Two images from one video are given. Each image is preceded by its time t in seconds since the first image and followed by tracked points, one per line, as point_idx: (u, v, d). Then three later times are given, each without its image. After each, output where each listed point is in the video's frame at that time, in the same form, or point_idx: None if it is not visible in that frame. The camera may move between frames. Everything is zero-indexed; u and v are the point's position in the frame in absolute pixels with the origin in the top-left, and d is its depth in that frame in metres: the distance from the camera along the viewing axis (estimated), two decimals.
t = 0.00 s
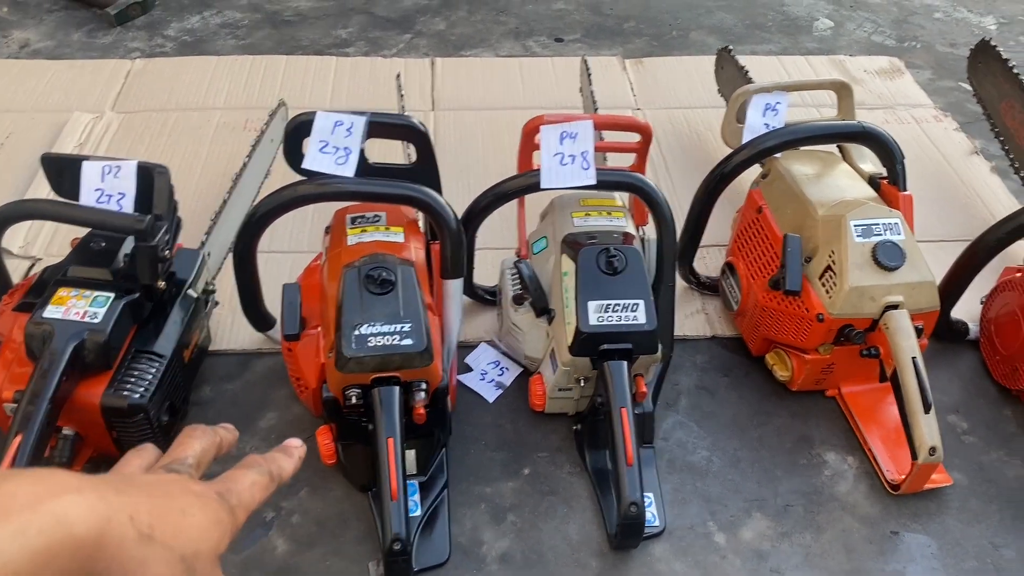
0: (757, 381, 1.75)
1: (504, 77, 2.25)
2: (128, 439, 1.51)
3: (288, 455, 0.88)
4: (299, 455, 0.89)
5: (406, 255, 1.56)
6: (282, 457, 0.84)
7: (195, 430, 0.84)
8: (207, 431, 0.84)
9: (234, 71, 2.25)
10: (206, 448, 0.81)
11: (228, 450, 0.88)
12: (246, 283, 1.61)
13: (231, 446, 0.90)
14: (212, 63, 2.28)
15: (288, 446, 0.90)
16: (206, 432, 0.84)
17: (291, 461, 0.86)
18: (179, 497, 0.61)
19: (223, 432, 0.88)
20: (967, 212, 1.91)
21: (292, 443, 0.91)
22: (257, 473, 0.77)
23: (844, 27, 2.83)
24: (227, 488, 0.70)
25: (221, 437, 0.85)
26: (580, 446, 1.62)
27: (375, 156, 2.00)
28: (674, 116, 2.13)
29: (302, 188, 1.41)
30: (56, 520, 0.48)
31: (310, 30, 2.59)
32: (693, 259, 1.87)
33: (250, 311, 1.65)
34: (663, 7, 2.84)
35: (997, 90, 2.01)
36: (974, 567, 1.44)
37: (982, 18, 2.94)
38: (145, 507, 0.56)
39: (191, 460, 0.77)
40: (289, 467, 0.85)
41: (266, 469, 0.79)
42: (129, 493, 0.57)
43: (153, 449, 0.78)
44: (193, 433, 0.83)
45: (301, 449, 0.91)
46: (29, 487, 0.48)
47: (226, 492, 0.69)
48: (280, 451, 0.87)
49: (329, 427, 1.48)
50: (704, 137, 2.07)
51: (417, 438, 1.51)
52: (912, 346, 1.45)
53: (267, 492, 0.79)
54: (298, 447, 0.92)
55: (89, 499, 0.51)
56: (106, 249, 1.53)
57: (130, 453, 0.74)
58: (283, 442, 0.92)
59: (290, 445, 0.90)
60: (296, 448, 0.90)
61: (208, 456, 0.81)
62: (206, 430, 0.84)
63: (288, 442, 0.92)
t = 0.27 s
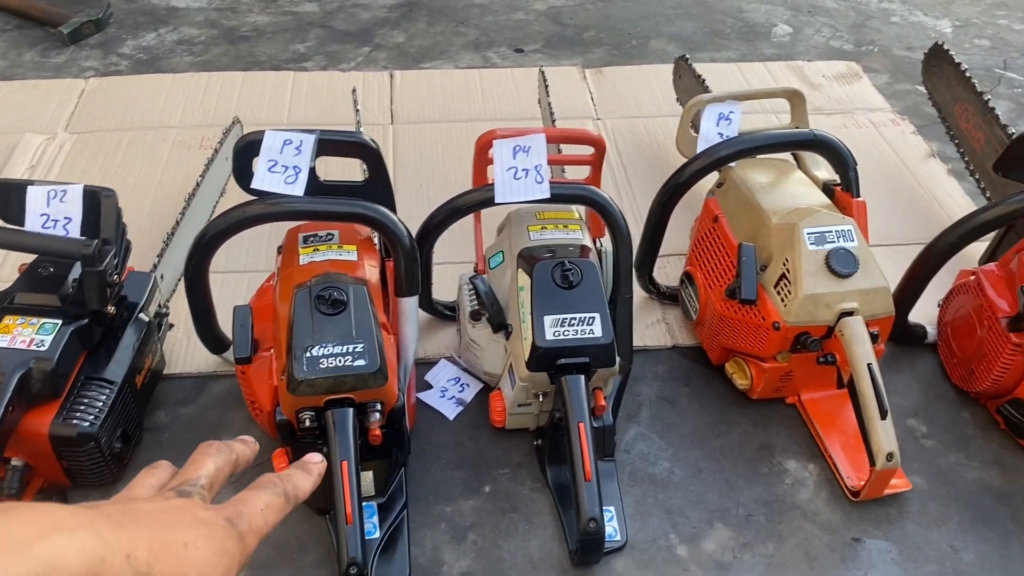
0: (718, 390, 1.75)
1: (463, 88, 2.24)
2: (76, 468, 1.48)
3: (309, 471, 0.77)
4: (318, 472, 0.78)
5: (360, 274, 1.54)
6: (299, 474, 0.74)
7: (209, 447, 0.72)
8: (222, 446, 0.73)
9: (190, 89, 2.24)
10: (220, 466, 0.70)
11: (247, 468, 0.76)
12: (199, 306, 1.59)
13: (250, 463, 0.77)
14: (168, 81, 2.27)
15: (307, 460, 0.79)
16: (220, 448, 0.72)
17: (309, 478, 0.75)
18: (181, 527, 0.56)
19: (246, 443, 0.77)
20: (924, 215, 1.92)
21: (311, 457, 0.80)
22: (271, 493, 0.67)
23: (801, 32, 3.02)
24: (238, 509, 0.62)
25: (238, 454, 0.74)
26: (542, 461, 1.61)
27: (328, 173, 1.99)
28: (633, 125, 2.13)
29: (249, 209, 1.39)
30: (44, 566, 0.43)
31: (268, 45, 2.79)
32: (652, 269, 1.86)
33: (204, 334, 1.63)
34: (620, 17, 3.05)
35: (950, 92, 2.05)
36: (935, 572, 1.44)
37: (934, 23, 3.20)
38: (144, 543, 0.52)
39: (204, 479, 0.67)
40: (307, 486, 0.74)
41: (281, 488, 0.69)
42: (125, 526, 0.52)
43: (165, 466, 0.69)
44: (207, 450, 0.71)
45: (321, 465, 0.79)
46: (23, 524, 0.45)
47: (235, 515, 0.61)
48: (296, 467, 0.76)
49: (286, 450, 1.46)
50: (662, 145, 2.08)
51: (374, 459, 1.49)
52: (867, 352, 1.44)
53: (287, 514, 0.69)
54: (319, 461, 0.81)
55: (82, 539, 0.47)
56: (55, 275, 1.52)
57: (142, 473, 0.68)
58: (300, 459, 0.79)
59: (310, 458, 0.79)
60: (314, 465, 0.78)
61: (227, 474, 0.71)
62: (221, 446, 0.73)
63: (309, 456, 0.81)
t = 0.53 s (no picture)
0: (693, 392, 1.77)
1: (437, 96, 2.26)
2: (49, 484, 1.47)
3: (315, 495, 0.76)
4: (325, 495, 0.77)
5: (333, 283, 1.54)
6: (304, 496, 0.73)
7: (216, 466, 0.72)
8: (229, 466, 0.73)
9: (163, 101, 2.24)
10: (226, 486, 0.70)
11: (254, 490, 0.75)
12: (172, 318, 1.58)
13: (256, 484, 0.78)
14: (141, 93, 2.27)
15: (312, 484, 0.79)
16: (228, 468, 0.72)
17: (314, 503, 0.73)
18: (184, 543, 0.53)
19: (251, 468, 0.76)
20: (895, 215, 1.95)
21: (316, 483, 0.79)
22: (276, 513, 0.65)
23: (773, 36, 3.14)
24: (243, 527, 0.60)
25: (244, 475, 0.73)
26: (519, 467, 1.61)
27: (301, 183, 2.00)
28: (607, 131, 2.15)
29: (219, 220, 1.38)
30: None
31: (241, 55, 2.82)
32: (627, 274, 1.88)
33: (178, 347, 1.62)
34: (593, 23, 3.15)
35: (919, 94, 2.08)
36: (910, 568, 1.45)
37: (904, 23, 3.35)
38: (148, 558, 0.49)
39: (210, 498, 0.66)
40: (313, 507, 0.73)
41: (286, 508, 0.67)
42: (128, 542, 0.49)
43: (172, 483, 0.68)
44: (214, 470, 0.71)
45: (327, 489, 0.79)
46: (21, 539, 0.42)
47: (240, 534, 0.58)
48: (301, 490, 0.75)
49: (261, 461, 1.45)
50: (635, 150, 2.09)
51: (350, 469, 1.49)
52: (839, 352, 1.45)
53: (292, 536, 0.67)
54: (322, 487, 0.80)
55: (84, 552, 0.44)
56: (25, 289, 1.47)
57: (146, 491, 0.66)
58: (308, 482, 0.81)
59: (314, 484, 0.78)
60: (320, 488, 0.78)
61: (232, 495, 0.69)
62: (229, 466, 0.73)
63: (315, 481, 0.81)
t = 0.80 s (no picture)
0: (677, 396, 1.77)
1: (420, 102, 2.26)
2: (30, 498, 1.45)
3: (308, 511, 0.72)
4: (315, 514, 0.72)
5: (315, 291, 1.53)
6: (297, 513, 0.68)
7: (207, 483, 0.67)
8: (221, 484, 0.68)
9: (145, 110, 2.23)
10: (219, 503, 0.64)
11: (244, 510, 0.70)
12: (154, 329, 1.57)
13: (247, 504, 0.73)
14: (122, 102, 2.26)
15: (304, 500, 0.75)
16: (219, 485, 0.67)
17: (307, 520, 0.70)
18: (173, 559, 0.50)
19: (243, 484, 0.72)
20: (876, 216, 1.96)
21: (309, 499, 0.75)
22: (268, 530, 0.61)
23: (755, 39, 3.16)
24: (233, 545, 0.56)
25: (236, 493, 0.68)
26: (504, 473, 1.60)
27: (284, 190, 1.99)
28: (590, 135, 2.16)
29: (199, 229, 1.37)
30: None
31: (224, 63, 2.82)
32: (611, 278, 1.88)
33: (161, 357, 1.61)
34: (576, 28, 3.16)
35: (899, 95, 2.10)
36: (893, 569, 1.46)
37: (885, 24, 3.37)
38: None
39: (202, 513, 0.62)
40: (307, 524, 0.69)
41: (279, 525, 0.64)
42: (116, 561, 0.45)
43: (161, 501, 0.62)
44: (206, 485, 0.67)
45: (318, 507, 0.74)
46: None
47: (230, 551, 0.55)
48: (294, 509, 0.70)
49: (244, 471, 1.44)
50: (618, 153, 2.10)
51: (334, 478, 1.49)
52: (821, 355, 1.45)
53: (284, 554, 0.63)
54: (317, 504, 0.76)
55: (68, 569, 0.41)
56: (3, 301, 1.43)
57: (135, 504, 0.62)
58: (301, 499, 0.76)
59: (308, 499, 0.74)
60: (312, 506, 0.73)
61: (226, 511, 0.65)
62: (220, 484, 0.67)
63: (308, 497, 0.76)
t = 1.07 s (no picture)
0: (672, 396, 1.77)
1: (412, 104, 2.26)
2: (21, 505, 1.44)
3: (298, 517, 0.72)
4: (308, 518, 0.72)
5: (307, 294, 1.52)
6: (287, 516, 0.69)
7: (196, 491, 0.68)
8: (210, 491, 0.68)
9: (136, 114, 2.22)
10: (207, 509, 0.65)
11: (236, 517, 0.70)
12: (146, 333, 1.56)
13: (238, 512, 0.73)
14: (112, 105, 2.25)
15: (295, 506, 0.75)
16: (208, 492, 0.68)
17: (297, 526, 0.70)
18: (160, 563, 0.50)
19: (232, 492, 0.72)
20: (868, 215, 1.96)
21: (299, 506, 0.75)
22: (257, 534, 0.61)
23: (746, 39, 3.17)
24: (222, 549, 0.56)
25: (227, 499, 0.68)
26: (498, 475, 1.60)
27: (276, 193, 1.99)
28: (583, 136, 2.16)
29: (190, 232, 1.35)
30: None
31: (214, 66, 2.81)
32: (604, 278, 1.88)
33: (153, 362, 1.60)
34: (568, 29, 3.16)
35: (890, 94, 2.10)
36: (889, 567, 1.46)
37: (875, 24, 3.39)
38: None
39: (190, 520, 0.62)
40: (298, 529, 0.69)
41: (269, 530, 0.64)
42: (99, 561, 0.45)
43: (149, 508, 0.62)
44: (194, 493, 0.67)
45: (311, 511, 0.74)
46: None
47: (219, 554, 0.55)
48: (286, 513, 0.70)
49: (237, 475, 1.43)
50: (611, 154, 2.10)
51: (328, 481, 1.48)
52: (815, 354, 1.45)
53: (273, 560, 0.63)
54: (307, 511, 0.76)
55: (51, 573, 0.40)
56: None
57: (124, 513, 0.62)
58: (291, 503, 0.77)
59: (298, 506, 0.74)
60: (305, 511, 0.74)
61: (214, 518, 0.65)
62: (209, 490, 0.68)
63: (299, 503, 0.77)
